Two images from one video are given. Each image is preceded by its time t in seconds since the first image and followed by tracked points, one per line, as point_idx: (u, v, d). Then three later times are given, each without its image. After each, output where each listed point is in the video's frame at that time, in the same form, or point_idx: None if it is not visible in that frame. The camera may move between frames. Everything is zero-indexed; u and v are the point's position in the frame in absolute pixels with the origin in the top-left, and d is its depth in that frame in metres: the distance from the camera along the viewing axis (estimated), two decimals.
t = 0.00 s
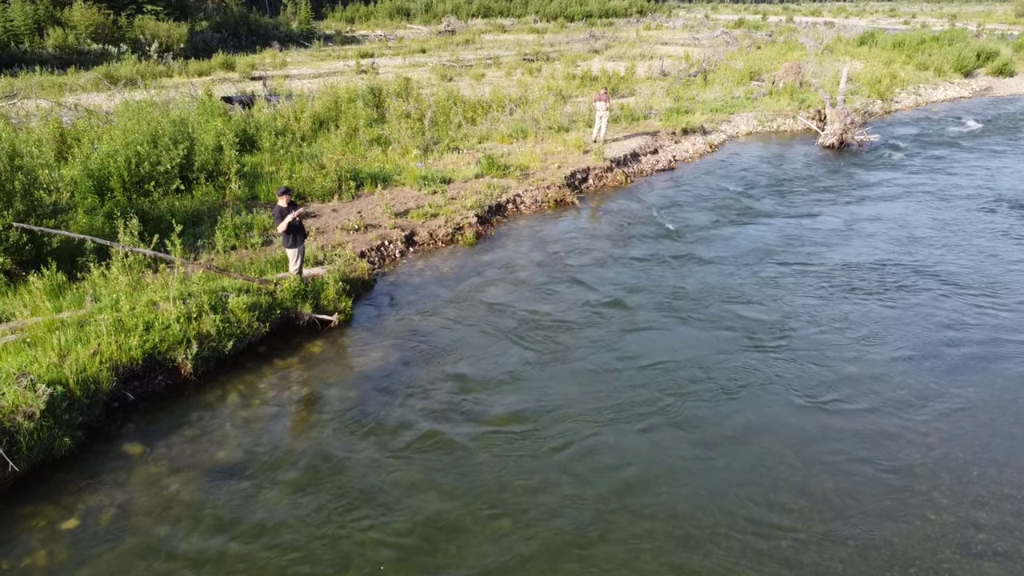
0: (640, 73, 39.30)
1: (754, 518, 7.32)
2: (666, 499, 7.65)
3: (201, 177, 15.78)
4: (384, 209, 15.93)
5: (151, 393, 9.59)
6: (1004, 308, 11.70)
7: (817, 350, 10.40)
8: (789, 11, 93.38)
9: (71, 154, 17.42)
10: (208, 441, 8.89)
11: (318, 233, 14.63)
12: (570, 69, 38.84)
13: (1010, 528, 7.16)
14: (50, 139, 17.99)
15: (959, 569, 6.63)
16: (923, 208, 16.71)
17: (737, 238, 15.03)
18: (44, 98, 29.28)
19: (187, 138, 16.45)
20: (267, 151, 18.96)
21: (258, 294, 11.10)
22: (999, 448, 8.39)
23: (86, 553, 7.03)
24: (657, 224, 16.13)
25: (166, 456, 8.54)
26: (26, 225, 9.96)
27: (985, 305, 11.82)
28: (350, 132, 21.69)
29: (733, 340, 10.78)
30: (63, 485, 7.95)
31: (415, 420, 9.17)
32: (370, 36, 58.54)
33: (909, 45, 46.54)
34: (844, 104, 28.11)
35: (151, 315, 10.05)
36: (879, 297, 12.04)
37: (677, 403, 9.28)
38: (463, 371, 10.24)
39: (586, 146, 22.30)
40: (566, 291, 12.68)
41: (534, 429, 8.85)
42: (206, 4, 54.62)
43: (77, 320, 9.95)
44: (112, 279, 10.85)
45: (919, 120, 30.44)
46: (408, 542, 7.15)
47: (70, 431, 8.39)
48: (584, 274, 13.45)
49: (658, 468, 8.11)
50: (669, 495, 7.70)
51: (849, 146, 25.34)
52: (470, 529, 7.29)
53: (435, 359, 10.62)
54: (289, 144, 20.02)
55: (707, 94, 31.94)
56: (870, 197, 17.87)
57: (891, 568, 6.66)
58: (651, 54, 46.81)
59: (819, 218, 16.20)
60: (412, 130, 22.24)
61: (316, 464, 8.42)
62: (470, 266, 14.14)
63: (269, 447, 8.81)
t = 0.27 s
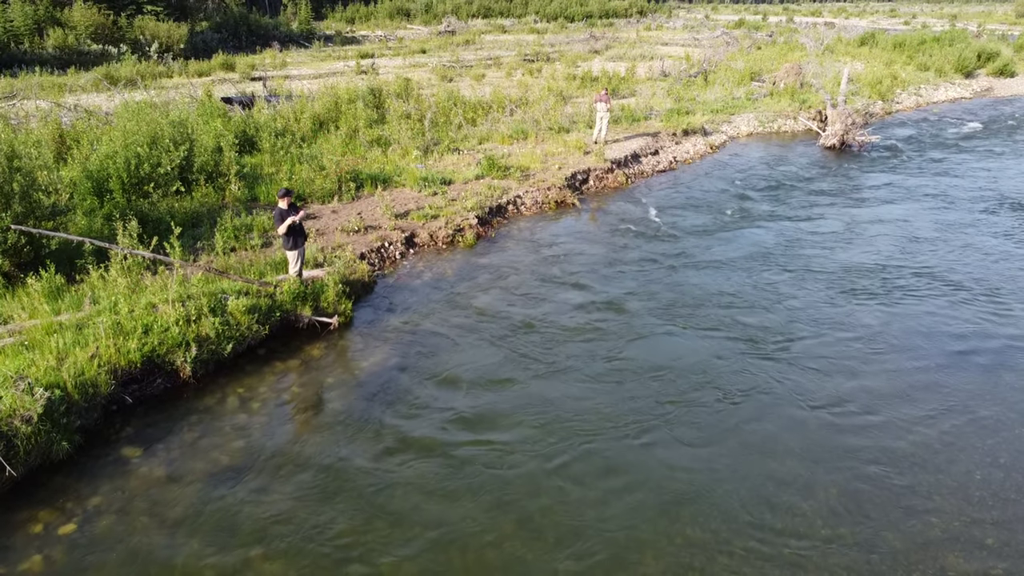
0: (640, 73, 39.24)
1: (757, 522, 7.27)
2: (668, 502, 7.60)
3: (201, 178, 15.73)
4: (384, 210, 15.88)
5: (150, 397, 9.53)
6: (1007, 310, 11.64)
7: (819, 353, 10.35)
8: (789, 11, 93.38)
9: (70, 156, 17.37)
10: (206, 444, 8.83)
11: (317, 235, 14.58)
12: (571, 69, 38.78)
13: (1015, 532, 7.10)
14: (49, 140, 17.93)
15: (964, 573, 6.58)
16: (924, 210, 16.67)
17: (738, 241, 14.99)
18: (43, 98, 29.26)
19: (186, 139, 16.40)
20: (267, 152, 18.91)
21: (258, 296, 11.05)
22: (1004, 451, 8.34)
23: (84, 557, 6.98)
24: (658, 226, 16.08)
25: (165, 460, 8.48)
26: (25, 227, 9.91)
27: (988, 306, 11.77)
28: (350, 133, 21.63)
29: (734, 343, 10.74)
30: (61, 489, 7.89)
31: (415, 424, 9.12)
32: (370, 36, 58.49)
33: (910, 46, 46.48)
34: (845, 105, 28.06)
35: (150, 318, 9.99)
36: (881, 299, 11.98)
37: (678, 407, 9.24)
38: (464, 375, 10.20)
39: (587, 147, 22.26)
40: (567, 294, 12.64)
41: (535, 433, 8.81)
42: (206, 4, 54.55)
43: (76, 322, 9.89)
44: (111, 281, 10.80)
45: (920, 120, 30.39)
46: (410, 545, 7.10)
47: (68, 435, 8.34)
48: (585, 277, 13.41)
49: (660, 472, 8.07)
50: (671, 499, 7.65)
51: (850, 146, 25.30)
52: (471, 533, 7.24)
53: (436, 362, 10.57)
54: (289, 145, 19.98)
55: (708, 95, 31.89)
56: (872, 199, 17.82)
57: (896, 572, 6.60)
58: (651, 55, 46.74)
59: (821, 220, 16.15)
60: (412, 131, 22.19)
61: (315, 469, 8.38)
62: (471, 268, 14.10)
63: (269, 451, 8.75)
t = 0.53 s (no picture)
0: (641, 74, 39.15)
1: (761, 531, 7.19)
2: (671, 511, 7.53)
3: (200, 179, 15.65)
4: (385, 212, 15.80)
5: (148, 402, 9.45)
6: (1011, 314, 11.56)
7: (822, 358, 10.28)
8: (789, 11, 93.11)
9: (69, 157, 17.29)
10: (205, 451, 8.75)
11: (317, 237, 14.50)
12: (572, 70, 38.70)
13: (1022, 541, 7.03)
14: (48, 142, 17.86)
15: None
16: (927, 213, 16.58)
17: (740, 244, 14.90)
18: (42, 99, 29.18)
19: (185, 141, 16.32)
20: (267, 154, 18.83)
21: (257, 300, 10.96)
22: (1009, 459, 8.26)
23: (80, 567, 6.90)
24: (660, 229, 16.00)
25: (162, 467, 8.40)
26: (21, 230, 9.83)
27: (992, 310, 11.68)
28: (350, 134, 21.55)
29: (736, 348, 10.67)
30: (58, 497, 7.81)
31: (415, 432, 9.05)
32: (370, 36, 58.42)
33: (911, 46, 46.40)
34: (846, 106, 27.98)
35: (148, 322, 9.91)
36: (884, 304, 11.90)
37: (681, 414, 9.17)
38: (464, 381, 10.13)
39: (588, 148, 22.18)
40: (568, 299, 12.57)
41: (536, 441, 8.74)
42: (206, 4, 54.47)
43: (73, 327, 9.81)
44: (108, 285, 10.71)
45: (922, 121, 30.31)
46: (410, 555, 7.03)
47: (64, 442, 8.26)
48: (586, 281, 13.34)
49: (663, 480, 7.99)
50: (673, 507, 7.58)
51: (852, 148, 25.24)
52: (472, 542, 7.17)
53: (436, 367, 10.50)
54: (289, 147, 19.90)
55: (709, 96, 31.80)
56: (874, 201, 17.74)
57: None
58: (652, 55, 46.67)
59: (823, 223, 16.06)
60: (412, 132, 22.11)
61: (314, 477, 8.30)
62: (471, 271, 14.02)
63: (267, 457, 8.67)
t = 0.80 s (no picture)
0: (642, 75, 39.02)
1: (767, 542, 7.07)
2: (675, 521, 7.41)
3: (199, 182, 15.52)
4: (385, 215, 15.68)
5: (144, 409, 9.32)
6: (1018, 319, 11.43)
7: (827, 365, 10.16)
8: (789, 11, 92.99)
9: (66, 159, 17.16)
10: (201, 459, 8.63)
11: (316, 241, 14.37)
12: (572, 71, 38.57)
13: None
14: (46, 144, 17.73)
15: None
16: (931, 216, 16.46)
17: (743, 248, 14.78)
18: (41, 100, 29.04)
19: (184, 143, 16.20)
20: (266, 156, 18.71)
21: (255, 305, 10.83)
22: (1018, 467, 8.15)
23: None
24: (661, 232, 15.88)
25: (159, 475, 8.28)
26: (16, 235, 9.70)
27: (999, 315, 11.56)
28: (350, 135, 21.42)
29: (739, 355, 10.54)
30: (51, 507, 7.69)
31: (415, 440, 8.93)
32: (370, 37, 58.30)
33: (912, 46, 46.28)
34: (848, 107, 27.86)
35: (144, 328, 9.78)
36: (889, 309, 11.78)
37: (684, 422, 9.05)
38: (464, 388, 10.02)
39: (589, 150, 22.05)
40: (569, 305, 12.45)
41: (537, 450, 8.62)
42: (206, 5, 54.35)
43: (68, 333, 9.68)
44: (105, 289, 10.59)
45: (924, 123, 30.17)
46: (410, 566, 6.91)
47: (58, 451, 8.13)
48: (587, 286, 13.22)
49: (666, 490, 7.87)
50: (677, 517, 7.46)
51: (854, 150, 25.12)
52: (473, 553, 7.05)
53: (437, 373, 10.38)
54: (288, 149, 19.78)
55: (711, 97, 31.68)
56: (877, 204, 17.62)
57: None
58: (653, 56, 46.54)
59: (826, 226, 15.94)
60: (412, 133, 21.99)
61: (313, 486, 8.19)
62: (472, 275, 13.90)
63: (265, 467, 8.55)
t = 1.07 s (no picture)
0: (643, 75, 38.86)
1: (772, 557, 6.92)
2: (678, 535, 7.25)
3: (196, 185, 15.36)
4: (384, 218, 15.51)
5: (138, 419, 9.16)
6: None
7: (833, 373, 10.00)
8: (790, 11, 92.86)
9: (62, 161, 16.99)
10: (196, 470, 8.47)
11: (314, 245, 14.20)
12: (573, 72, 38.40)
13: None
14: (42, 146, 17.57)
15: None
16: (935, 219, 16.30)
17: (746, 252, 14.62)
18: (38, 100, 28.84)
19: (181, 146, 16.04)
20: (264, 158, 18.55)
21: (251, 312, 10.65)
22: None
23: None
24: (664, 236, 15.71)
25: (152, 488, 8.13)
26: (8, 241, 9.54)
27: (1006, 321, 11.40)
28: (349, 137, 21.25)
29: (744, 361, 10.37)
30: (41, 521, 7.53)
31: (414, 450, 8.76)
32: (370, 37, 58.12)
33: (914, 46, 46.10)
34: (851, 108, 27.69)
35: (139, 336, 9.61)
36: (895, 314, 11.62)
37: (688, 430, 8.88)
38: (464, 394, 9.84)
39: (590, 151, 21.88)
40: (571, 308, 12.27)
41: (538, 460, 8.45)
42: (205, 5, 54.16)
43: (61, 341, 9.52)
44: (99, 296, 10.42)
45: (927, 124, 30.00)
46: None
47: (49, 463, 7.97)
48: (589, 289, 13.05)
49: (670, 502, 7.71)
50: (681, 531, 7.30)
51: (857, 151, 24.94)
52: (473, 569, 6.89)
53: (436, 381, 10.22)
54: (286, 151, 19.60)
55: (712, 98, 31.51)
56: (881, 208, 17.45)
57: None
58: (653, 57, 46.35)
59: (829, 231, 15.78)
60: (412, 135, 21.82)
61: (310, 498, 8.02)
62: (472, 279, 13.73)
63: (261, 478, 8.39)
